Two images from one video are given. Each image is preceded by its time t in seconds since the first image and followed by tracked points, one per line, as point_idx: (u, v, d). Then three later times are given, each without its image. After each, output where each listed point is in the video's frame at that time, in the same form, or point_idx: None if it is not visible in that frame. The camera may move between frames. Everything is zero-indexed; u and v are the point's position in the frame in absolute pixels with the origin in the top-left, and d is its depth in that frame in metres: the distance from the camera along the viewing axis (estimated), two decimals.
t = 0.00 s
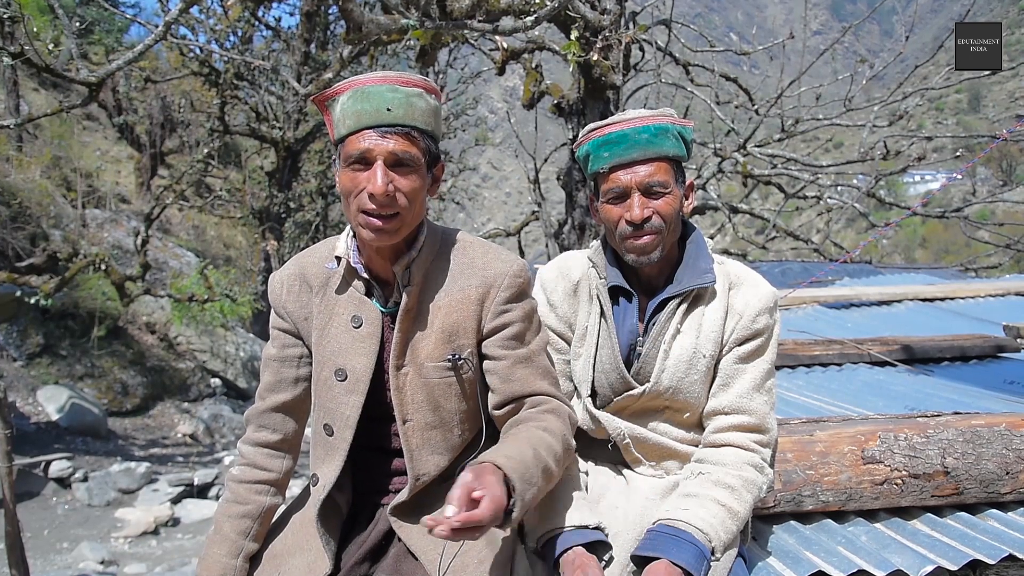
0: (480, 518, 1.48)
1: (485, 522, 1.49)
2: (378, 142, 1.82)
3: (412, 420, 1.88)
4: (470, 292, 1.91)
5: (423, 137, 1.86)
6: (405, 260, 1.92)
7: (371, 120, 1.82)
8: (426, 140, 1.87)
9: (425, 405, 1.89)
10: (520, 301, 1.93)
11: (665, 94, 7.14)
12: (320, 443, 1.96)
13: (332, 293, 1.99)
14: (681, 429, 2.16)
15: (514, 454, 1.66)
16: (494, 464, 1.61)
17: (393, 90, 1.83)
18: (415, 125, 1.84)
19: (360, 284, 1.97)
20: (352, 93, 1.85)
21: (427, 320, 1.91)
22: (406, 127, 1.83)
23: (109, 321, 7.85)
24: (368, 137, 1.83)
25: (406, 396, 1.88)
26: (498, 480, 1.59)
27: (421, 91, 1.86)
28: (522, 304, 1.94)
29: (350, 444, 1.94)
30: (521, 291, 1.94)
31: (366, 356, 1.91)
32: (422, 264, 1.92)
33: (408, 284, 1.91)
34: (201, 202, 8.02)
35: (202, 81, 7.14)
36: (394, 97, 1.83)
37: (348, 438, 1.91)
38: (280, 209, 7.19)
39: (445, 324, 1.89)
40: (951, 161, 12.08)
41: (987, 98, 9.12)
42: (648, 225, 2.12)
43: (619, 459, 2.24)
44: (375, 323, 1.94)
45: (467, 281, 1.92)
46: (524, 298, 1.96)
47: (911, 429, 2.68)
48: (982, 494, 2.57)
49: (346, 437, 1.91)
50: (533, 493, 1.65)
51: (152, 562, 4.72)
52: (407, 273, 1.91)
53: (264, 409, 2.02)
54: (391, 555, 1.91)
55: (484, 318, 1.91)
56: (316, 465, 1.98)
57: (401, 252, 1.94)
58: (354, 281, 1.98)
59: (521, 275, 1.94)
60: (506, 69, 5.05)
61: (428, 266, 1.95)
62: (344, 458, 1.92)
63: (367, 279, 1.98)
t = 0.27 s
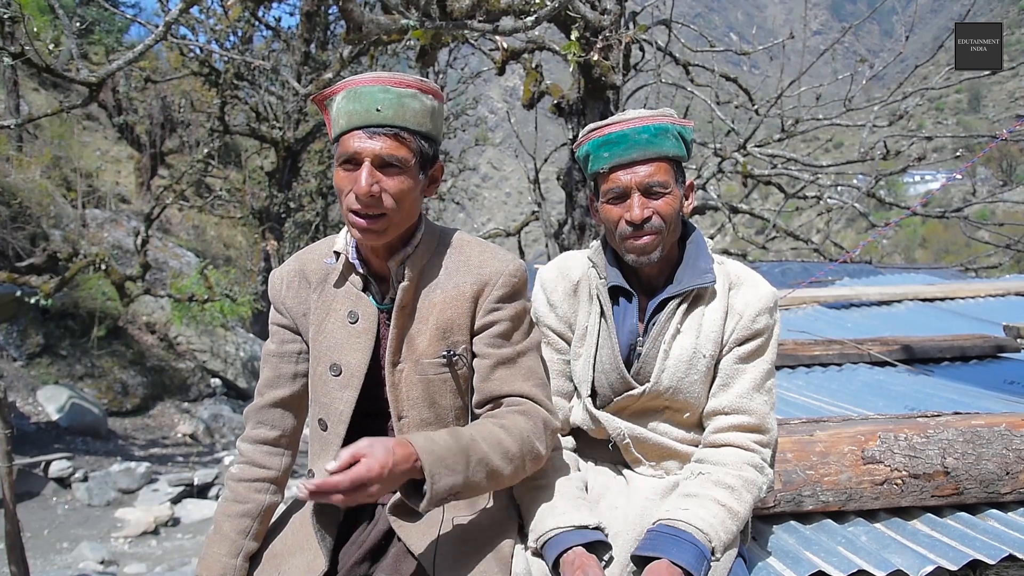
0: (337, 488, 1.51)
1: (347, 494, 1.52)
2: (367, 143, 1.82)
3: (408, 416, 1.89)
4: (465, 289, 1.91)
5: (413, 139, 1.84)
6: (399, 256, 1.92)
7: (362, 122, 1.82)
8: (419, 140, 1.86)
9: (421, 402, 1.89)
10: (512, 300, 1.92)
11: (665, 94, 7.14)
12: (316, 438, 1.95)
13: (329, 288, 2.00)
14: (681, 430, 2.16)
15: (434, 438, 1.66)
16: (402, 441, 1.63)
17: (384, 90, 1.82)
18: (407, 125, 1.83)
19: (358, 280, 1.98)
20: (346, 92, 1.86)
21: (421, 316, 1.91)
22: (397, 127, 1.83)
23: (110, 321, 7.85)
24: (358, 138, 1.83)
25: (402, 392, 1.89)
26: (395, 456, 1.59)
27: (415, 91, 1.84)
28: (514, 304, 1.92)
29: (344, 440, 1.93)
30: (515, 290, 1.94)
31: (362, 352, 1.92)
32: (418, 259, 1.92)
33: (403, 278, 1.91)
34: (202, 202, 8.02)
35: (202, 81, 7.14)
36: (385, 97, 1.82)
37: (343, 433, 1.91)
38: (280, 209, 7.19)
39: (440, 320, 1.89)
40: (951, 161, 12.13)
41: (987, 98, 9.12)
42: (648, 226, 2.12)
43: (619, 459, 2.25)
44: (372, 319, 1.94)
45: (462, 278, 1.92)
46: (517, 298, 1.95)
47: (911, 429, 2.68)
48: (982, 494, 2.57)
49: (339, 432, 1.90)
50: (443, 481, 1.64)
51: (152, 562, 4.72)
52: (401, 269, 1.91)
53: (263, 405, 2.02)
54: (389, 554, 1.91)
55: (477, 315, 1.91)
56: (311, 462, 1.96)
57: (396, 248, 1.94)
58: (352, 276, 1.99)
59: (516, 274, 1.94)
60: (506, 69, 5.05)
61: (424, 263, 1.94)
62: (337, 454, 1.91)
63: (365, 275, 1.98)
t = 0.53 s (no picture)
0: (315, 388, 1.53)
1: (322, 398, 1.53)
2: (334, 155, 1.83)
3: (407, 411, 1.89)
4: (464, 284, 1.91)
5: (381, 142, 1.82)
6: (399, 252, 1.91)
7: (329, 134, 1.84)
8: (387, 142, 1.83)
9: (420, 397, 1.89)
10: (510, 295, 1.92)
11: (665, 94, 7.14)
12: (319, 436, 1.97)
13: (331, 286, 2.00)
14: (681, 429, 2.16)
15: (427, 386, 1.67)
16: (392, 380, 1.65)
17: (344, 98, 1.82)
18: (370, 131, 1.82)
19: (358, 277, 1.99)
20: (318, 104, 1.87)
21: (421, 311, 1.91)
22: (361, 134, 1.82)
23: (110, 321, 7.85)
24: (328, 151, 1.85)
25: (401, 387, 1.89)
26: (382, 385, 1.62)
27: (378, 92, 1.83)
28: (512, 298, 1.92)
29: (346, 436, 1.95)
30: (512, 285, 1.93)
31: (364, 348, 1.92)
32: (416, 254, 1.92)
33: (402, 272, 1.90)
34: (201, 202, 8.02)
35: (202, 81, 7.14)
36: (346, 106, 1.82)
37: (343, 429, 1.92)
38: (280, 209, 7.18)
39: (439, 316, 1.89)
40: (951, 161, 12.13)
41: (987, 98, 9.11)
42: (648, 225, 2.12)
43: (619, 459, 2.24)
44: (373, 316, 1.95)
45: (461, 274, 1.92)
46: (515, 293, 1.95)
47: (911, 429, 2.68)
48: (982, 494, 2.57)
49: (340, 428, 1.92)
50: (425, 426, 1.63)
51: (152, 562, 4.72)
52: (403, 264, 1.90)
53: (264, 404, 2.02)
54: (389, 554, 1.91)
55: (475, 309, 1.91)
56: (312, 459, 1.97)
57: (395, 244, 1.95)
58: (352, 273, 1.99)
59: (515, 269, 1.94)
60: (506, 69, 5.05)
61: (424, 259, 1.94)
62: (339, 450, 1.92)
63: (367, 273, 1.99)
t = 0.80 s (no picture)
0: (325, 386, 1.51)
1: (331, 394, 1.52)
2: (328, 161, 1.83)
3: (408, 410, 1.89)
4: (464, 283, 1.91)
5: (374, 146, 1.82)
6: (398, 253, 1.91)
7: (320, 141, 1.83)
8: (380, 146, 1.83)
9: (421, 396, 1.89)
10: (511, 294, 1.92)
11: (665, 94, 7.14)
12: (318, 436, 1.97)
13: (332, 286, 2.00)
14: (681, 430, 2.15)
15: (433, 384, 1.67)
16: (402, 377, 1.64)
17: (332, 105, 1.82)
18: (361, 136, 1.81)
19: (357, 278, 1.98)
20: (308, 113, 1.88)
21: (421, 311, 1.91)
22: (349, 141, 1.81)
23: (109, 321, 7.85)
24: (322, 157, 1.84)
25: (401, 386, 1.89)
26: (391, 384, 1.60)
27: (364, 98, 1.82)
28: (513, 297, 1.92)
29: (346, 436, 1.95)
30: (513, 284, 1.93)
31: (365, 347, 1.92)
32: (417, 254, 1.92)
33: (402, 272, 1.90)
34: (201, 202, 8.02)
35: (202, 81, 7.14)
36: (334, 113, 1.81)
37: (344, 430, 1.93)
38: (280, 209, 7.18)
39: (439, 315, 1.89)
40: (951, 161, 12.14)
41: (987, 98, 9.11)
42: (648, 226, 2.12)
43: (619, 459, 2.24)
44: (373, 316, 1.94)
45: (461, 273, 1.92)
46: (515, 291, 1.95)
47: (910, 429, 2.68)
48: (982, 494, 2.57)
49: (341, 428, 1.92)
50: (432, 424, 1.63)
51: (151, 562, 4.72)
52: (403, 263, 1.90)
53: (265, 404, 2.02)
54: (389, 554, 1.92)
55: (475, 309, 1.91)
56: (312, 458, 1.97)
57: (395, 244, 1.95)
58: (352, 274, 1.99)
59: (515, 269, 1.94)
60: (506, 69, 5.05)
61: (423, 257, 1.94)
62: (340, 450, 1.92)
63: (367, 272, 1.99)
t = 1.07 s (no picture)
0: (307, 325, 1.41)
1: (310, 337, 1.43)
2: (353, 141, 1.82)
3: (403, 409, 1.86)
4: (458, 280, 1.91)
5: (401, 136, 1.83)
6: (396, 252, 1.91)
7: (349, 121, 1.83)
8: (405, 137, 1.84)
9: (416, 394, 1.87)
10: (504, 291, 1.91)
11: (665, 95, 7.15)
12: (316, 436, 1.95)
13: (330, 288, 2.00)
14: (681, 430, 2.16)
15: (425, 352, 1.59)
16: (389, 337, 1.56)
17: (369, 88, 1.83)
18: (391, 123, 1.82)
19: (357, 279, 1.99)
20: (336, 92, 1.87)
21: (416, 310, 1.91)
22: (382, 125, 1.82)
23: (109, 321, 7.84)
24: (346, 137, 1.83)
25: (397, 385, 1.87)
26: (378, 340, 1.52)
27: (400, 88, 1.83)
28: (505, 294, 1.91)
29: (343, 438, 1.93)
30: (506, 281, 1.93)
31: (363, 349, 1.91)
32: (415, 253, 1.92)
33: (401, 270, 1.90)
34: (201, 202, 8.02)
35: (202, 81, 7.14)
36: (370, 96, 1.83)
37: (343, 431, 1.91)
38: (280, 209, 7.18)
39: (433, 313, 1.90)
40: (951, 161, 12.15)
41: (987, 98, 9.11)
42: (648, 226, 2.12)
43: (619, 459, 2.24)
44: (373, 317, 1.94)
45: (454, 271, 1.92)
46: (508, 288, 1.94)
47: (910, 429, 2.68)
48: (982, 494, 2.57)
49: (340, 430, 1.91)
50: (416, 391, 1.54)
51: (151, 562, 4.72)
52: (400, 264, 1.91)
53: (264, 404, 2.03)
54: (389, 554, 1.91)
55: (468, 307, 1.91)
56: (310, 459, 1.96)
57: (395, 244, 1.94)
58: (351, 275, 2.00)
59: (510, 267, 1.94)
60: (506, 69, 5.05)
61: (421, 258, 1.94)
62: (338, 451, 1.91)
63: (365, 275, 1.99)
